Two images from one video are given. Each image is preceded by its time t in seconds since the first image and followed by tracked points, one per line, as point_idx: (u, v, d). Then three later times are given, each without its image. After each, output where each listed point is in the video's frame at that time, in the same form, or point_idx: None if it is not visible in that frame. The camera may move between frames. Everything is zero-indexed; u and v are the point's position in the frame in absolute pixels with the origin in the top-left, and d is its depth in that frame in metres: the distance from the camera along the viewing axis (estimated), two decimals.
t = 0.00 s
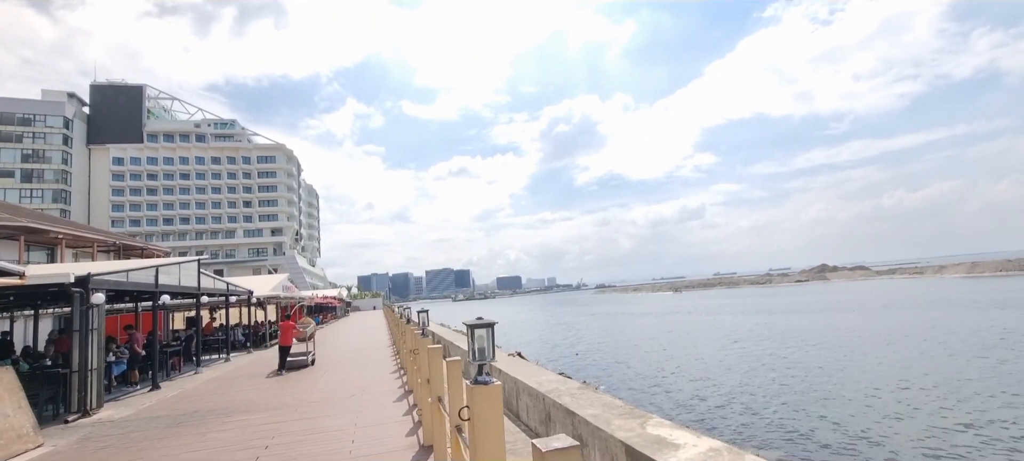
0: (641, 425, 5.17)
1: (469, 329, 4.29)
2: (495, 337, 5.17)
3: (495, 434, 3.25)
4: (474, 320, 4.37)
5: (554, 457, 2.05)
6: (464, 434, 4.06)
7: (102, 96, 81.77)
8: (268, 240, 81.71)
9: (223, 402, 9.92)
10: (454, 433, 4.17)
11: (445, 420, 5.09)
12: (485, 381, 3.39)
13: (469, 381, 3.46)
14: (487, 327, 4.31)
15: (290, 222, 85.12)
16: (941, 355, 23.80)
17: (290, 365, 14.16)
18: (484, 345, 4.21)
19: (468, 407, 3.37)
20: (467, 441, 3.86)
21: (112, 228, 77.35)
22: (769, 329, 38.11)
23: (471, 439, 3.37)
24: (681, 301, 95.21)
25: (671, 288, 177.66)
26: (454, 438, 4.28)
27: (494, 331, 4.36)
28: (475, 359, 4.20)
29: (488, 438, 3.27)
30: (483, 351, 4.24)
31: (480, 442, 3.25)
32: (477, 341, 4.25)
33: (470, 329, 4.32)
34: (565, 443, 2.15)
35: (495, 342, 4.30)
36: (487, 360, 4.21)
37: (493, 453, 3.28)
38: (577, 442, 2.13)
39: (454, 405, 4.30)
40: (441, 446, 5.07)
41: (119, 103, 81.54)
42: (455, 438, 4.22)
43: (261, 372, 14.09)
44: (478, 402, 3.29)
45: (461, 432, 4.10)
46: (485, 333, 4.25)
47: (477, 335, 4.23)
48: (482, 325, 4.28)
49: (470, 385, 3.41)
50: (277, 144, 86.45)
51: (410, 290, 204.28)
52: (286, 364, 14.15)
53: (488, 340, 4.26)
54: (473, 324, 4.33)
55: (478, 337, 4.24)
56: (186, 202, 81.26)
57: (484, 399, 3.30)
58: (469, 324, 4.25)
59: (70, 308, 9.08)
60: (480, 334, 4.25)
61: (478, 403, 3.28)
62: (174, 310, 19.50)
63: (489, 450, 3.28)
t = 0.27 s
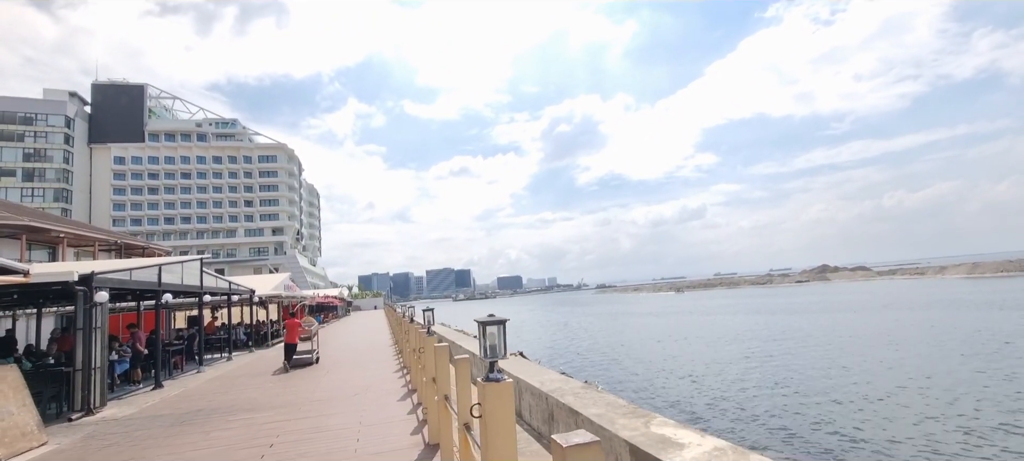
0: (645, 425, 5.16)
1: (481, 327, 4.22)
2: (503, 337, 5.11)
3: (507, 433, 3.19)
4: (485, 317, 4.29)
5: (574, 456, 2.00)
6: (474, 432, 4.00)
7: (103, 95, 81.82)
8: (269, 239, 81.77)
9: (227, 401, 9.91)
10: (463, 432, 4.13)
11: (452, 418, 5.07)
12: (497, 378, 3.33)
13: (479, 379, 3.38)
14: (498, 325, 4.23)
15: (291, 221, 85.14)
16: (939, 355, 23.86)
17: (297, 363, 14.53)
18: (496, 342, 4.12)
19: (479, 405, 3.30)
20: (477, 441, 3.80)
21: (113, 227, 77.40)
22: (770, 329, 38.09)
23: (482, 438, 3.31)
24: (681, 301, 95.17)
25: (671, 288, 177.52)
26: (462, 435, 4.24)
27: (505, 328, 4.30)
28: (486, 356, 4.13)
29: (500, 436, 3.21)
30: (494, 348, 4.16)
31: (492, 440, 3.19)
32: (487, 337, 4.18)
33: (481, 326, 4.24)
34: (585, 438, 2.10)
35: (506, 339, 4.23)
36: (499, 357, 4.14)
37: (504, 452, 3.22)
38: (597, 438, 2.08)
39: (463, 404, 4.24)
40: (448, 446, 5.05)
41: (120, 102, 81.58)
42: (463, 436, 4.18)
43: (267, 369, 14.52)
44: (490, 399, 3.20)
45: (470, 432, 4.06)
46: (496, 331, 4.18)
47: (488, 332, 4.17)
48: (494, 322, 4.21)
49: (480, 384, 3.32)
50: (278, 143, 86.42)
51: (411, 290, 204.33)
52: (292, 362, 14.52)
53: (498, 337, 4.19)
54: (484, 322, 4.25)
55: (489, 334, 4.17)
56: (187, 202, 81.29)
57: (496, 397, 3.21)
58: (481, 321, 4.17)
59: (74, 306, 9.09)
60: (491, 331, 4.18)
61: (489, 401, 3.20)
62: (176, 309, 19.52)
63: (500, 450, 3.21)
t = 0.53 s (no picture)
0: (649, 423, 5.16)
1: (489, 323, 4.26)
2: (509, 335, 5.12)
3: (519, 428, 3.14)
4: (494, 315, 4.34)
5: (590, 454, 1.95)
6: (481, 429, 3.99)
7: (105, 93, 81.88)
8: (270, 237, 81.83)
9: (230, 397, 9.94)
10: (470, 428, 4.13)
11: (457, 415, 5.08)
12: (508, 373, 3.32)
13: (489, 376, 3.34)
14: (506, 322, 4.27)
15: (292, 219, 85.15)
16: (940, 354, 23.87)
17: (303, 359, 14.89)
18: (504, 339, 4.14)
19: (487, 403, 3.25)
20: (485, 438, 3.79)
21: (114, 224, 77.56)
22: (771, 327, 38.06)
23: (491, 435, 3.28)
24: (683, 299, 95.11)
25: (672, 286, 177.45)
26: (469, 432, 4.23)
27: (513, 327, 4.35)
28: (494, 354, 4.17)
29: (511, 432, 3.16)
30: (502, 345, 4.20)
31: (500, 438, 3.14)
32: (498, 334, 4.23)
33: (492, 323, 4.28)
34: (600, 435, 2.06)
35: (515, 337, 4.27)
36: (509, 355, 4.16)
37: (514, 452, 3.16)
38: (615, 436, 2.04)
39: (469, 401, 4.24)
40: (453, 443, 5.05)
41: (122, 99, 81.61)
42: (470, 433, 4.16)
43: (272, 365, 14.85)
44: (499, 397, 3.16)
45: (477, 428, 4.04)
46: (507, 328, 4.22)
47: (497, 331, 4.21)
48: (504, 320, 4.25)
49: (489, 380, 3.27)
50: (279, 141, 86.36)
51: (412, 287, 204.50)
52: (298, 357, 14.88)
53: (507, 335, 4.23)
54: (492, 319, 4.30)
55: (498, 332, 4.21)
56: (188, 199, 81.34)
57: (505, 394, 3.17)
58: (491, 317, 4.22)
59: (76, 303, 9.11)
60: (501, 329, 4.24)
61: (499, 398, 3.16)
62: (178, 306, 19.55)
63: (510, 449, 3.15)
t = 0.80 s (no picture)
0: (660, 421, 5.14)
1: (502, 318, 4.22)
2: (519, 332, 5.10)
3: (530, 427, 3.07)
4: (507, 309, 4.30)
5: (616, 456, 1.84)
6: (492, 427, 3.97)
7: (116, 90, 82.61)
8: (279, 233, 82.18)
9: (239, 393, 10.00)
10: (480, 426, 4.11)
11: (467, 411, 5.10)
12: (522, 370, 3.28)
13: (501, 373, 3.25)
14: (519, 316, 4.24)
15: (300, 216, 85.45)
16: (952, 353, 23.61)
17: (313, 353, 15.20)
18: (518, 334, 4.13)
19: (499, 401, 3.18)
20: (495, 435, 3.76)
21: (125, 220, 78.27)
22: (781, 326, 37.81)
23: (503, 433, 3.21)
24: (691, 297, 94.60)
25: (680, 283, 176.63)
26: (479, 429, 4.20)
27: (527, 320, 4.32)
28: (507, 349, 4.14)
29: (522, 432, 3.08)
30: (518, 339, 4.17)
31: (511, 437, 3.06)
32: (512, 328, 4.20)
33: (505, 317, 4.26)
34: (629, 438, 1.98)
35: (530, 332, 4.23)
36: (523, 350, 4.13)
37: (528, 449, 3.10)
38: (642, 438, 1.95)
39: (479, 398, 4.21)
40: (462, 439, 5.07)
41: (132, 97, 82.26)
42: (480, 430, 4.14)
43: (281, 360, 15.02)
44: (511, 396, 3.08)
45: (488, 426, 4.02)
46: (521, 322, 4.19)
47: (511, 325, 4.17)
48: (518, 314, 4.22)
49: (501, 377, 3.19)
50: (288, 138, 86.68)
51: (419, 284, 204.92)
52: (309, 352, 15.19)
53: (522, 329, 4.19)
54: (506, 313, 4.26)
55: (513, 326, 4.18)
56: (198, 196, 81.84)
57: (518, 391, 3.08)
58: (505, 312, 4.19)
59: (86, 298, 9.18)
60: (516, 322, 4.20)
61: (511, 396, 3.07)
62: (187, 302, 19.69)
63: (522, 447, 3.07)
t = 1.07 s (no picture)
0: (680, 424, 5.10)
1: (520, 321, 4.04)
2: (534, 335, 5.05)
3: (553, 437, 2.97)
4: (526, 311, 4.10)
5: None
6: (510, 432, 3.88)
7: (136, 93, 84.15)
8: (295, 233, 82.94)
9: (255, 393, 10.09)
10: (497, 432, 4.05)
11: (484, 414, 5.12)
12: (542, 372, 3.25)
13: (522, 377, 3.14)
14: (538, 318, 4.05)
15: (316, 216, 86.17)
16: (975, 354, 23.15)
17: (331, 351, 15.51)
18: (537, 339, 3.94)
19: (519, 408, 3.08)
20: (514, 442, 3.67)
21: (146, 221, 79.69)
22: (799, 325, 37.27)
23: (523, 441, 3.10)
24: (708, 296, 93.66)
25: (697, 283, 174.97)
26: (497, 435, 4.14)
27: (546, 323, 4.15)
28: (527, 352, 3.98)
29: (546, 440, 3.00)
30: (536, 343, 3.99)
31: (535, 445, 2.96)
32: (531, 331, 4.01)
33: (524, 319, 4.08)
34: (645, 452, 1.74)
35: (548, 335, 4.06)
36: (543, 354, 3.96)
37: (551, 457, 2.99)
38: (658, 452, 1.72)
39: (496, 402, 4.15)
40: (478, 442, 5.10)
41: (152, 99, 83.69)
42: (499, 436, 4.08)
43: (299, 358, 15.28)
44: (531, 402, 2.98)
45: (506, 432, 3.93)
46: (540, 325, 4.03)
47: (530, 328, 3.99)
48: (537, 316, 4.05)
49: (522, 382, 3.09)
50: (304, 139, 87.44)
51: (434, 284, 205.76)
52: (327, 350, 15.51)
53: (541, 333, 4.02)
54: (525, 316, 4.07)
55: (531, 329, 4.01)
56: (216, 196, 82.89)
57: (539, 398, 2.97)
58: (525, 313, 4.00)
59: (105, 297, 9.34)
60: (535, 325, 4.02)
61: (530, 403, 2.98)
62: (205, 300, 19.96)
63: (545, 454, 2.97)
